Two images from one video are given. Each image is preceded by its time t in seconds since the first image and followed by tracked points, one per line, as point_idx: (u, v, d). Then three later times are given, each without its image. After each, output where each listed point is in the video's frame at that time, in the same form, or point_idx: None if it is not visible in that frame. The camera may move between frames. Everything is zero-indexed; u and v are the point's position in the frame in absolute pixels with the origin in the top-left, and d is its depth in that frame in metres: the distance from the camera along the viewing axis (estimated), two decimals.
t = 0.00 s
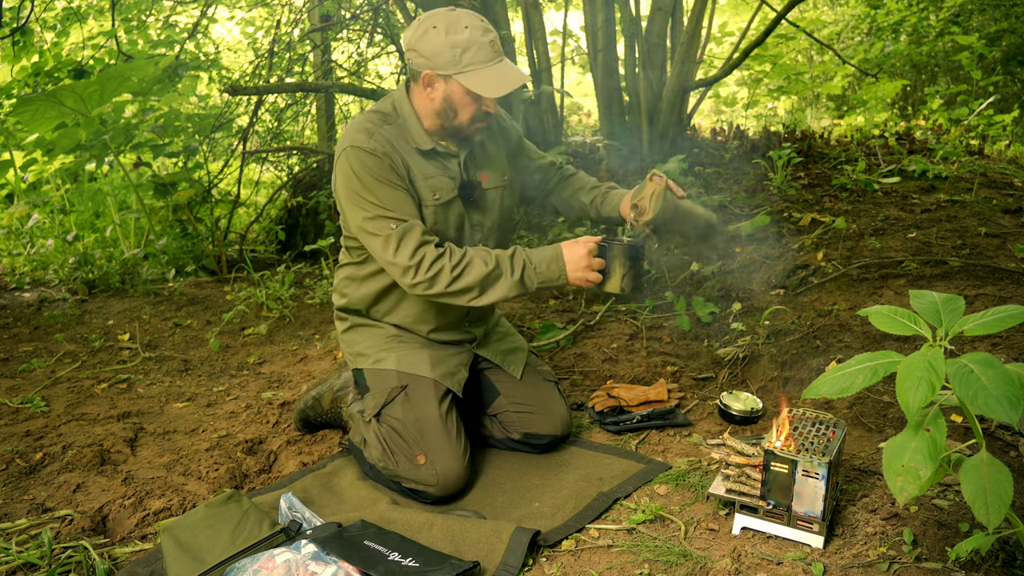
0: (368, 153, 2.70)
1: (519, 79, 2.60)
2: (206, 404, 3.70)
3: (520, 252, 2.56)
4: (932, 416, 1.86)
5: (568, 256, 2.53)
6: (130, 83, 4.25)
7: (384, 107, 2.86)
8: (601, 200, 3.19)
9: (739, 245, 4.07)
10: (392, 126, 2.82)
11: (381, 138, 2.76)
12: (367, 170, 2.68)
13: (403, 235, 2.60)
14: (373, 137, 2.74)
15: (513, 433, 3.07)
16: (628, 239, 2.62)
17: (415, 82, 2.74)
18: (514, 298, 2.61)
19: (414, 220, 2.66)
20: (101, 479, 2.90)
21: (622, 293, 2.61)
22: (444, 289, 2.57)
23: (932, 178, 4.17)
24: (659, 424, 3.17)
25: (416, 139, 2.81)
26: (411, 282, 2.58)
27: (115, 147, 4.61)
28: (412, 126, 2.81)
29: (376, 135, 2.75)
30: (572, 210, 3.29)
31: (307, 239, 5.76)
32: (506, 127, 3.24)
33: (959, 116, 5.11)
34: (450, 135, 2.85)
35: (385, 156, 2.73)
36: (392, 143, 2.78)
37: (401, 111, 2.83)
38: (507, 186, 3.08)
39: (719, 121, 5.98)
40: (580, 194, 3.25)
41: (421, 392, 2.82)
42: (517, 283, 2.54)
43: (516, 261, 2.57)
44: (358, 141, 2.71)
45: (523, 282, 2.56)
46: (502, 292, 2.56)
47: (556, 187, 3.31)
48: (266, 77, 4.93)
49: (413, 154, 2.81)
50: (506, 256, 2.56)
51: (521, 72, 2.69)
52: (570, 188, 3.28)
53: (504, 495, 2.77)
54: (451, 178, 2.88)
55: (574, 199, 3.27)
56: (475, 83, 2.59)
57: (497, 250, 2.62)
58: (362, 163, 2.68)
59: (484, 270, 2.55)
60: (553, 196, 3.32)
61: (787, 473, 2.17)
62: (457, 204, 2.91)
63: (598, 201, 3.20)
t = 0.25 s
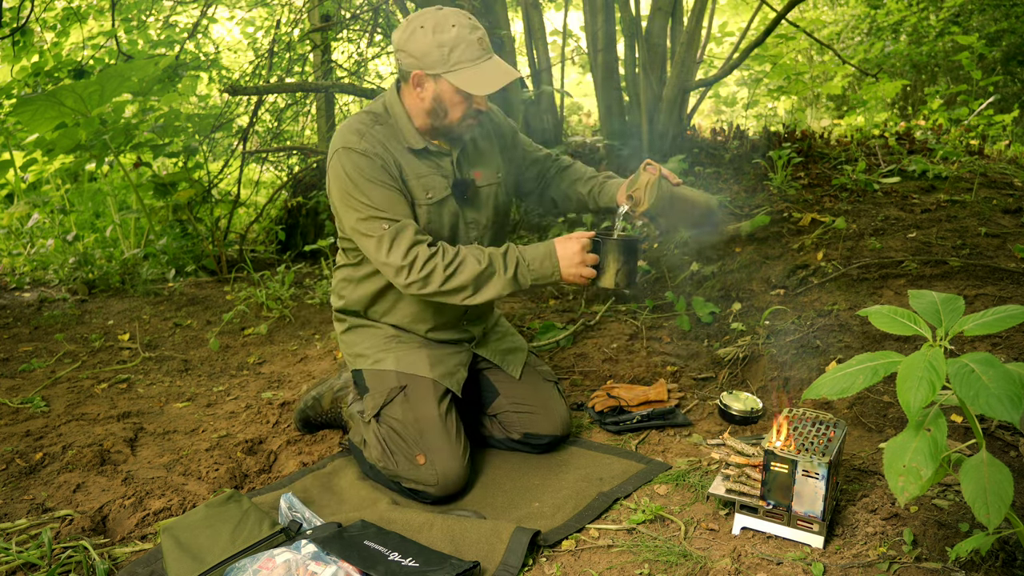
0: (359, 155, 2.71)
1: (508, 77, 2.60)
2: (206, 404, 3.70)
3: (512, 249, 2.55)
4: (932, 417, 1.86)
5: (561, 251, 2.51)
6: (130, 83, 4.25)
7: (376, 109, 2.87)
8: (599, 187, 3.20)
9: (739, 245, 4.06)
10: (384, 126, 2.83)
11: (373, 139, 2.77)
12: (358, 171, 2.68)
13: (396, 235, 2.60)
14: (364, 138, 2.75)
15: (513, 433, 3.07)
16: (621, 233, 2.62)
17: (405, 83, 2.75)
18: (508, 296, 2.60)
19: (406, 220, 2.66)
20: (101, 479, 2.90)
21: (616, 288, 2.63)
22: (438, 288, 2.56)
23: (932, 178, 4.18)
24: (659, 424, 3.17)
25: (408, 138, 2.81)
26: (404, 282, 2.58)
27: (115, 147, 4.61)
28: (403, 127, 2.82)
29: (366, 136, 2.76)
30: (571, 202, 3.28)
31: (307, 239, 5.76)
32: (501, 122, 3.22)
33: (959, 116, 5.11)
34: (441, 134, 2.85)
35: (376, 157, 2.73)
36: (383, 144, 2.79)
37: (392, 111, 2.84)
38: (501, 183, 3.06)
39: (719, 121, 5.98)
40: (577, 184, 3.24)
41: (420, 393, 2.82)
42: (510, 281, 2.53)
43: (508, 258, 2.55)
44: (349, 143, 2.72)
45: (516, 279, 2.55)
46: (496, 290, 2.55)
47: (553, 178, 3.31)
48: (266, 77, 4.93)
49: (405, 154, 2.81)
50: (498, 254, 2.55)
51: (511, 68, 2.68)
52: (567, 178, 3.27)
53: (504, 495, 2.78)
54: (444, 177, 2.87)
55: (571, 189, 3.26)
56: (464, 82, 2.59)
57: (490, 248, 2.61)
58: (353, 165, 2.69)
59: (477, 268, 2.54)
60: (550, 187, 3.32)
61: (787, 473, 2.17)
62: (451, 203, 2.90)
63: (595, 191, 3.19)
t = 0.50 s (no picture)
0: (354, 156, 2.71)
1: (505, 75, 2.64)
2: (206, 404, 3.70)
3: (506, 251, 2.54)
4: (932, 416, 1.86)
5: (556, 253, 2.50)
6: (130, 83, 4.26)
7: (371, 109, 2.87)
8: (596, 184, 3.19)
9: (739, 245, 4.06)
10: (379, 127, 2.83)
11: (367, 140, 2.77)
12: (353, 173, 2.69)
13: (390, 236, 2.60)
14: (359, 139, 2.75)
15: (513, 433, 3.07)
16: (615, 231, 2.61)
17: (401, 83, 2.76)
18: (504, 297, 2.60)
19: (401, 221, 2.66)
20: (101, 479, 2.90)
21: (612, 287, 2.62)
22: (433, 289, 2.56)
23: (932, 178, 4.18)
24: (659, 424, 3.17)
25: (403, 138, 2.82)
26: (399, 283, 2.58)
27: (115, 147, 4.61)
28: (398, 127, 2.82)
29: (362, 137, 2.76)
30: (570, 200, 3.28)
31: (307, 238, 5.76)
32: (500, 121, 3.21)
33: (959, 116, 5.11)
34: (437, 134, 2.85)
35: (372, 159, 2.74)
36: (378, 144, 2.79)
37: (388, 112, 2.84)
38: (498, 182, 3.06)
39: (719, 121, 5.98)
40: (574, 181, 3.23)
41: (420, 392, 2.82)
42: (505, 282, 2.52)
43: (503, 259, 2.55)
44: (345, 144, 2.73)
45: (511, 280, 2.54)
46: (491, 291, 2.55)
47: (551, 176, 3.31)
48: (266, 77, 4.93)
49: (400, 154, 2.82)
50: (492, 255, 2.54)
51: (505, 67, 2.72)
52: (565, 176, 3.27)
53: (504, 495, 2.77)
54: (440, 177, 2.88)
55: (569, 187, 3.25)
56: (461, 81, 2.61)
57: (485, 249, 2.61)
58: (348, 167, 2.69)
59: (471, 270, 2.54)
60: (548, 184, 3.32)
61: (787, 473, 2.17)
62: (448, 203, 2.89)
63: (592, 188, 3.18)
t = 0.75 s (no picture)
0: (353, 156, 2.71)
1: (507, 69, 2.63)
2: (206, 404, 3.70)
3: (503, 255, 2.54)
4: (932, 416, 1.86)
5: (553, 257, 2.50)
6: (129, 83, 4.26)
7: (372, 108, 2.87)
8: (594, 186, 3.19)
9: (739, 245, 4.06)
10: (380, 126, 2.83)
11: (367, 139, 2.77)
12: (352, 173, 2.70)
13: (388, 236, 2.60)
14: (358, 138, 2.75)
15: (513, 434, 3.07)
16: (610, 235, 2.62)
17: (402, 82, 2.76)
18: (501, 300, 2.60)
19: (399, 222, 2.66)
20: (101, 479, 2.90)
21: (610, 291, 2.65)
22: (430, 290, 2.56)
23: (932, 178, 4.18)
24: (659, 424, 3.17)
25: (403, 138, 2.81)
26: (396, 284, 2.58)
27: (115, 147, 4.61)
28: (398, 126, 2.82)
29: (362, 136, 2.77)
30: (567, 202, 3.28)
31: (307, 238, 5.75)
32: (499, 121, 3.21)
33: (959, 116, 5.10)
34: (437, 134, 2.85)
35: (371, 158, 2.74)
36: (378, 144, 2.79)
37: (388, 111, 2.84)
38: (499, 182, 3.05)
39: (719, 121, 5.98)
40: (572, 184, 3.24)
41: (419, 392, 2.82)
42: (501, 285, 2.52)
43: (500, 263, 2.55)
44: (345, 143, 2.73)
45: (507, 284, 2.54)
46: (488, 294, 2.55)
47: (548, 178, 3.31)
48: (266, 77, 4.93)
49: (400, 154, 2.82)
50: (489, 259, 2.54)
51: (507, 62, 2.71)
52: (563, 178, 3.27)
53: (504, 495, 2.77)
54: (439, 177, 2.87)
55: (566, 190, 3.26)
56: (464, 76, 2.61)
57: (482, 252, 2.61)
58: (348, 167, 2.70)
59: (468, 273, 2.53)
60: (546, 187, 3.32)
61: (787, 473, 2.17)
62: (447, 203, 2.89)
63: (589, 192, 3.19)
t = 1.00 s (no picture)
0: (355, 155, 2.71)
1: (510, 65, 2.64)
2: (206, 404, 3.70)
3: (504, 256, 2.54)
4: (932, 416, 1.86)
5: (553, 259, 2.49)
6: (129, 83, 4.25)
7: (374, 107, 2.87)
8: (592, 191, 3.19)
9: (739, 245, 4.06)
10: (382, 126, 2.83)
11: (369, 138, 2.77)
12: (354, 172, 2.70)
13: (388, 236, 2.60)
14: (360, 138, 2.75)
15: (513, 434, 3.07)
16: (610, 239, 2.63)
17: (405, 81, 2.76)
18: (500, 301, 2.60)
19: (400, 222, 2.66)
20: (101, 479, 2.90)
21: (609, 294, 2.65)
22: (430, 291, 2.56)
23: (932, 178, 4.18)
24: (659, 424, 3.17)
25: (405, 138, 2.81)
26: (396, 284, 2.58)
27: (115, 147, 4.61)
28: (400, 126, 2.82)
29: (364, 136, 2.76)
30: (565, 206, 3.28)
31: (307, 238, 5.75)
32: (499, 123, 3.21)
33: (959, 116, 5.10)
34: (439, 134, 2.85)
35: (373, 158, 2.74)
36: (380, 144, 2.79)
37: (390, 111, 2.84)
38: (499, 184, 3.06)
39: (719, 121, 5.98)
40: (571, 189, 3.24)
41: (419, 392, 2.82)
42: (502, 287, 2.52)
43: (501, 264, 2.55)
44: (346, 142, 2.73)
45: (508, 285, 2.54)
46: (488, 295, 2.55)
47: (548, 182, 3.31)
48: (266, 77, 4.93)
49: (402, 154, 2.82)
50: (490, 260, 2.54)
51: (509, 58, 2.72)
52: (562, 183, 3.27)
53: (504, 496, 2.77)
54: (440, 177, 2.88)
55: (565, 194, 3.25)
56: (468, 72, 2.61)
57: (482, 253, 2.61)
58: (349, 166, 2.70)
59: (468, 274, 2.53)
60: (545, 191, 3.32)
61: (787, 473, 2.17)
62: (448, 203, 2.89)
63: (587, 197, 3.18)
